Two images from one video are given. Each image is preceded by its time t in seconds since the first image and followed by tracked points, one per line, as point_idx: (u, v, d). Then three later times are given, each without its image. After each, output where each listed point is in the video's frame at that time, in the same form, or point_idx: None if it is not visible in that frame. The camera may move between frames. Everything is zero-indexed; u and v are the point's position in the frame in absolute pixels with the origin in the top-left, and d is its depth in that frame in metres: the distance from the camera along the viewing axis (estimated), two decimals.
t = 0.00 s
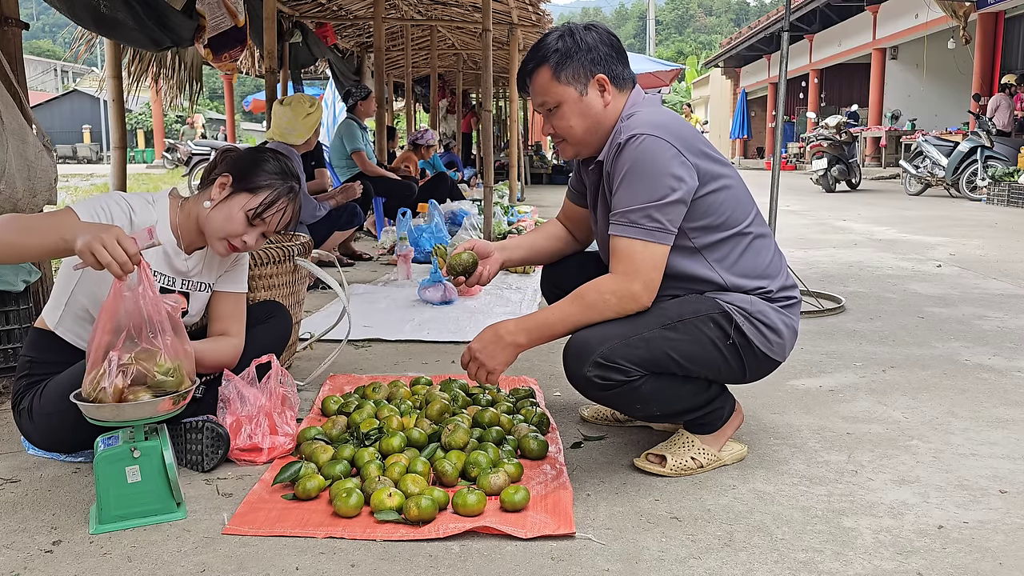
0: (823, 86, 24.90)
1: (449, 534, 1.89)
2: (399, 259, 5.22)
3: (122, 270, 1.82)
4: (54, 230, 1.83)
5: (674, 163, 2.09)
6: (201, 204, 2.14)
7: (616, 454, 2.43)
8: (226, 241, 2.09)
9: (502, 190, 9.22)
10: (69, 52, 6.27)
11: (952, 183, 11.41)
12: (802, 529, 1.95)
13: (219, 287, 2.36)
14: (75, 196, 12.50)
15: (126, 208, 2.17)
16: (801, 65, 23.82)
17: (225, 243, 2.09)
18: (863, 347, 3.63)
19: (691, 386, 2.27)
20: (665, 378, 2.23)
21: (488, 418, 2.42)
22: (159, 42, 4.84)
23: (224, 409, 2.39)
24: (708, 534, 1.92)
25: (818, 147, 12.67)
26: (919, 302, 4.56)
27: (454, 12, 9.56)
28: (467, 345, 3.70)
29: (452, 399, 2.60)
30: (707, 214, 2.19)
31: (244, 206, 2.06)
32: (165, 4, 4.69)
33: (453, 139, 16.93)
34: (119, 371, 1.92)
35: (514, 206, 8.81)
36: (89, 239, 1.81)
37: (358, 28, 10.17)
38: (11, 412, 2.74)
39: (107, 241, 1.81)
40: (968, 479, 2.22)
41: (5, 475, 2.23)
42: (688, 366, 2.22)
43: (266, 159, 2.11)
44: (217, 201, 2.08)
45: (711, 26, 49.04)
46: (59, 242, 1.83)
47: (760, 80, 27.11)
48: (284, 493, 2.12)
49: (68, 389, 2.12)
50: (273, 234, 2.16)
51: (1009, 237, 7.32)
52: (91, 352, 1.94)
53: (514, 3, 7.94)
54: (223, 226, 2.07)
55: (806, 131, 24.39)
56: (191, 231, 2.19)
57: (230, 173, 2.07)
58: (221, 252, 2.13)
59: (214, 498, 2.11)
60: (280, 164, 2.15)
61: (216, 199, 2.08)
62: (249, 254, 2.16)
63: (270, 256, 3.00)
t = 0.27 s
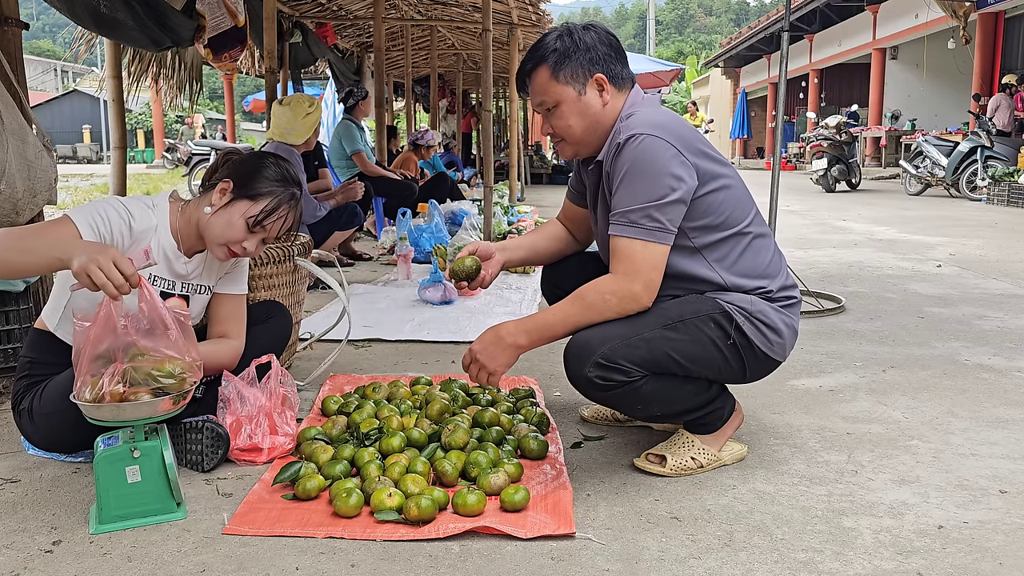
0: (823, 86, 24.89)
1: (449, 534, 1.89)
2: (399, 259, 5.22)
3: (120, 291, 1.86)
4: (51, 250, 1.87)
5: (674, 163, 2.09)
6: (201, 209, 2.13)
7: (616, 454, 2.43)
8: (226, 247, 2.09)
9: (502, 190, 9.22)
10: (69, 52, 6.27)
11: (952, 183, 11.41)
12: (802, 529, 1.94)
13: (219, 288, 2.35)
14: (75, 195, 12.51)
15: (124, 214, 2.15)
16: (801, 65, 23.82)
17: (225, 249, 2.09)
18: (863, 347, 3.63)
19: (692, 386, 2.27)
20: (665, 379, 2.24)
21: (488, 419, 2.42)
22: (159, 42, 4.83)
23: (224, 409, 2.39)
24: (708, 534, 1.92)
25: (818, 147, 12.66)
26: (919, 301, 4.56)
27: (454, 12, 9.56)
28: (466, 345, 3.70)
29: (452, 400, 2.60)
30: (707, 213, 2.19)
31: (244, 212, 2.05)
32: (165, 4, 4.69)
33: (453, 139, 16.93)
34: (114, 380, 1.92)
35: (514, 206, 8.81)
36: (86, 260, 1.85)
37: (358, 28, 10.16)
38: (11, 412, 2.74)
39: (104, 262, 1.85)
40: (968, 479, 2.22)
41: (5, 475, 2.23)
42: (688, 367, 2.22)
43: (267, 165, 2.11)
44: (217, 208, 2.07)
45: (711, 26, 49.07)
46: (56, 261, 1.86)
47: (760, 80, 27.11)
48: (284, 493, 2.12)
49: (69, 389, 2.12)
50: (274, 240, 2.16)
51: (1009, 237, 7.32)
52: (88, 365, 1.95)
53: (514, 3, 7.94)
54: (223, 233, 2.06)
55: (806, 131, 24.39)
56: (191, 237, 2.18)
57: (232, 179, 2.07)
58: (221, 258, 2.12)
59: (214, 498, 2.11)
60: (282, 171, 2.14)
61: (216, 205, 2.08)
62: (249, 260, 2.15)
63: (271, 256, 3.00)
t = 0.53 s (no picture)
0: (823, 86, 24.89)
1: (449, 534, 1.89)
2: (399, 259, 5.22)
3: (120, 293, 1.86)
4: (51, 253, 1.87)
5: (673, 163, 2.10)
6: (201, 211, 2.13)
7: (616, 454, 2.43)
8: (226, 250, 2.09)
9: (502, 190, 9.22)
10: (69, 52, 6.27)
11: (952, 183, 11.41)
12: (802, 529, 1.95)
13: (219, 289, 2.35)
14: (75, 195, 12.51)
15: (124, 216, 2.14)
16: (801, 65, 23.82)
17: (225, 252, 2.09)
18: (863, 347, 3.63)
19: (691, 386, 2.27)
20: (664, 380, 2.24)
21: (488, 418, 2.42)
22: (159, 42, 4.83)
23: (224, 409, 2.39)
24: (708, 534, 1.92)
25: (818, 147, 12.67)
26: (919, 301, 4.56)
27: (453, 12, 9.56)
28: (466, 345, 3.70)
29: (452, 400, 2.60)
30: (706, 213, 2.19)
31: (246, 215, 2.05)
32: (165, 4, 4.69)
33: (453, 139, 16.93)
34: (115, 381, 1.92)
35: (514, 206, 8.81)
36: (87, 263, 1.85)
37: (358, 28, 10.16)
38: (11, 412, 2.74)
39: (104, 264, 1.86)
40: (968, 479, 2.22)
41: (5, 475, 2.23)
42: (688, 367, 2.22)
43: (269, 168, 2.11)
44: (218, 210, 2.07)
45: (711, 26, 49.09)
46: (56, 264, 1.86)
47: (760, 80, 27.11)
48: (284, 493, 2.12)
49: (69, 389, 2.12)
50: (274, 244, 2.16)
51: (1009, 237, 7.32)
52: (88, 367, 1.95)
53: (514, 3, 7.94)
54: (224, 235, 2.06)
55: (806, 131, 24.40)
56: (191, 238, 2.18)
57: (235, 182, 2.07)
58: (220, 260, 2.12)
59: (214, 498, 2.11)
60: (284, 175, 2.14)
61: (218, 208, 2.07)
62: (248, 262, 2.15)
63: (271, 256, 3.00)
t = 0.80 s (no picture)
0: (823, 86, 24.90)
1: (449, 534, 1.89)
2: (399, 259, 5.22)
3: (120, 291, 1.86)
4: (51, 252, 1.87)
5: (673, 162, 2.10)
6: (204, 213, 2.12)
7: (616, 454, 2.43)
8: (228, 253, 2.09)
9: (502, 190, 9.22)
10: (69, 52, 6.27)
11: (952, 183, 11.41)
12: (802, 529, 1.95)
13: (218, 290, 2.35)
14: (75, 195, 12.52)
15: (125, 217, 2.14)
16: (801, 65, 23.82)
17: (227, 255, 2.09)
18: (863, 347, 3.63)
19: (690, 385, 2.27)
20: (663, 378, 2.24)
21: (487, 419, 2.42)
22: (159, 42, 4.83)
23: (224, 409, 2.39)
24: (708, 534, 1.92)
25: (818, 147, 12.67)
26: (919, 301, 4.56)
27: (453, 12, 9.56)
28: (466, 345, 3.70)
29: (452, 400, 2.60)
30: (707, 212, 2.19)
31: (250, 220, 2.06)
32: (165, 4, 4.69)
33: (452, 139, 16.92)
34: (115, 380, 1.92)
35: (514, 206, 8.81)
36: (87, 261, 1.85)
37: (358, 28, 10.16)
38: (11, 413, 2.74)
39: (104, 262, 1.86)
40: (968, 479, 2.22)
41: (5, 475, 2.23)
42: (686, 366, 2.22)
43: (272, 172, 2.10)
44: (221, 214, 2.07)
45: (712, 26, 49.12)
46: (56, 263, 1.86)
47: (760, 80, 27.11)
48: (284, 493, 2.12)
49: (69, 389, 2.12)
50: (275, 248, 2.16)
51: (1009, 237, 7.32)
52: (87, 366, 1.95)
53: (515, 3, 7.93)
54: (226, 239, 2.06)
55: (806, 131, 24.40)
56: (192, 238, 2.18)
57: (237, 186, 2.07)
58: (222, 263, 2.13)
59: (214, 498, 2.11)
60: (288, 179, 2.14)
61: (221, 212, 2.07)
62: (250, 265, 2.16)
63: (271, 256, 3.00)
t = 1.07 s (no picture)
0: (823, 86, 24.89)
1: (449, 534, 1.89)
2: (399, 259, 5.22)
3: (121, 291, 1.86)
4: (52, 252, 1.87)
5: (672, 160, 2.10)
6: (206, 220, 2.11)
7: (616, 454, 2.43)
8: (231, 261, 2.09)
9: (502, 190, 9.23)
10: (69, 52, 6.28)
11: (952, 183, 11.41)
12: (802, 529, 1.95)
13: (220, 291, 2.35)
14: (75, 195, 12.52)
15: (127, 219, 2.12)
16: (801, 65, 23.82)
17: (230, 262, 2.08)
18: (863, 347, 3.63)
19: (691, 383, 2.27)
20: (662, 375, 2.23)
21: (488, 419, 2.42)
22: (159, 42, 4.83)
23: (224, 409, 2.39)
24: (708, 534, 1.92)
25: (818, 147, 12.67)
26: (919, 301, 4.56)
27: (453, 12, 9.56)
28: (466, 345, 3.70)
29: (452, 400, 2.60)
30: (707, 209, 2.19)
31: (253, 228, 2.04)
32: (165, 4, 4.70)
33: (453, 139, 16.92)
34: (115, 381, 1.92)
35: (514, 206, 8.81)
36: (87, 261, 1.85)
37: (358, 28, 10.16)
38: (11, 413, 2.74)
39: (104, 263, 1.86)
40: (968, 479, 2.22)
41: (5, 475, 2.23)
42: (686, 362, 2.21)
43: (275, 182, 2.09)
44: (224, 222, 2.06)
45: (711, 26, 49.14)
46: (56, 263, 1.86)
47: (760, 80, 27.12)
48: (284, 493, 2.12)
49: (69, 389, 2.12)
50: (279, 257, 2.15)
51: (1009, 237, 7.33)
52: (87, 366, 1.95)
53: (515, 3, 7.93)
54: (229, 248, 2.06)
55: (806, 131, 24.40)
56: (194, 244, 2.16)
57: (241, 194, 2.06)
58: (224, 269, 2.12)
59: (214, 498, 2.11)
60: (291, 188, 2.13)
61: (224, 219, 2.06)
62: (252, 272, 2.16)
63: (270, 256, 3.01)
